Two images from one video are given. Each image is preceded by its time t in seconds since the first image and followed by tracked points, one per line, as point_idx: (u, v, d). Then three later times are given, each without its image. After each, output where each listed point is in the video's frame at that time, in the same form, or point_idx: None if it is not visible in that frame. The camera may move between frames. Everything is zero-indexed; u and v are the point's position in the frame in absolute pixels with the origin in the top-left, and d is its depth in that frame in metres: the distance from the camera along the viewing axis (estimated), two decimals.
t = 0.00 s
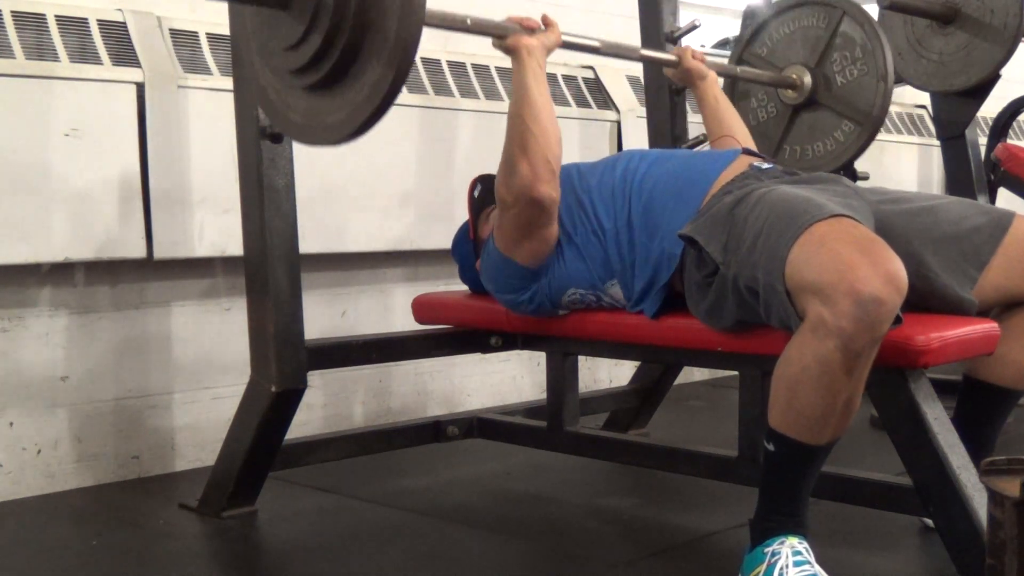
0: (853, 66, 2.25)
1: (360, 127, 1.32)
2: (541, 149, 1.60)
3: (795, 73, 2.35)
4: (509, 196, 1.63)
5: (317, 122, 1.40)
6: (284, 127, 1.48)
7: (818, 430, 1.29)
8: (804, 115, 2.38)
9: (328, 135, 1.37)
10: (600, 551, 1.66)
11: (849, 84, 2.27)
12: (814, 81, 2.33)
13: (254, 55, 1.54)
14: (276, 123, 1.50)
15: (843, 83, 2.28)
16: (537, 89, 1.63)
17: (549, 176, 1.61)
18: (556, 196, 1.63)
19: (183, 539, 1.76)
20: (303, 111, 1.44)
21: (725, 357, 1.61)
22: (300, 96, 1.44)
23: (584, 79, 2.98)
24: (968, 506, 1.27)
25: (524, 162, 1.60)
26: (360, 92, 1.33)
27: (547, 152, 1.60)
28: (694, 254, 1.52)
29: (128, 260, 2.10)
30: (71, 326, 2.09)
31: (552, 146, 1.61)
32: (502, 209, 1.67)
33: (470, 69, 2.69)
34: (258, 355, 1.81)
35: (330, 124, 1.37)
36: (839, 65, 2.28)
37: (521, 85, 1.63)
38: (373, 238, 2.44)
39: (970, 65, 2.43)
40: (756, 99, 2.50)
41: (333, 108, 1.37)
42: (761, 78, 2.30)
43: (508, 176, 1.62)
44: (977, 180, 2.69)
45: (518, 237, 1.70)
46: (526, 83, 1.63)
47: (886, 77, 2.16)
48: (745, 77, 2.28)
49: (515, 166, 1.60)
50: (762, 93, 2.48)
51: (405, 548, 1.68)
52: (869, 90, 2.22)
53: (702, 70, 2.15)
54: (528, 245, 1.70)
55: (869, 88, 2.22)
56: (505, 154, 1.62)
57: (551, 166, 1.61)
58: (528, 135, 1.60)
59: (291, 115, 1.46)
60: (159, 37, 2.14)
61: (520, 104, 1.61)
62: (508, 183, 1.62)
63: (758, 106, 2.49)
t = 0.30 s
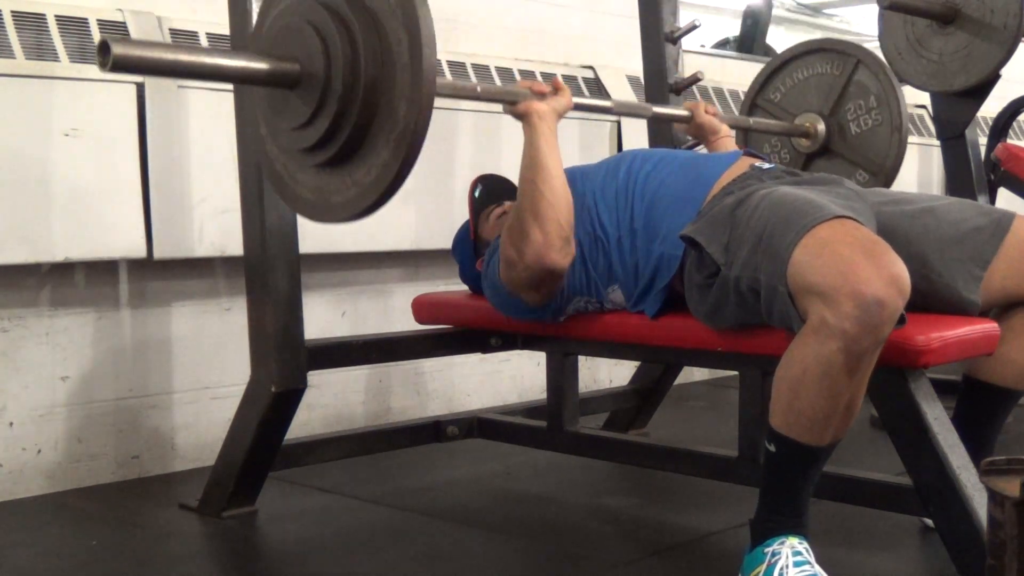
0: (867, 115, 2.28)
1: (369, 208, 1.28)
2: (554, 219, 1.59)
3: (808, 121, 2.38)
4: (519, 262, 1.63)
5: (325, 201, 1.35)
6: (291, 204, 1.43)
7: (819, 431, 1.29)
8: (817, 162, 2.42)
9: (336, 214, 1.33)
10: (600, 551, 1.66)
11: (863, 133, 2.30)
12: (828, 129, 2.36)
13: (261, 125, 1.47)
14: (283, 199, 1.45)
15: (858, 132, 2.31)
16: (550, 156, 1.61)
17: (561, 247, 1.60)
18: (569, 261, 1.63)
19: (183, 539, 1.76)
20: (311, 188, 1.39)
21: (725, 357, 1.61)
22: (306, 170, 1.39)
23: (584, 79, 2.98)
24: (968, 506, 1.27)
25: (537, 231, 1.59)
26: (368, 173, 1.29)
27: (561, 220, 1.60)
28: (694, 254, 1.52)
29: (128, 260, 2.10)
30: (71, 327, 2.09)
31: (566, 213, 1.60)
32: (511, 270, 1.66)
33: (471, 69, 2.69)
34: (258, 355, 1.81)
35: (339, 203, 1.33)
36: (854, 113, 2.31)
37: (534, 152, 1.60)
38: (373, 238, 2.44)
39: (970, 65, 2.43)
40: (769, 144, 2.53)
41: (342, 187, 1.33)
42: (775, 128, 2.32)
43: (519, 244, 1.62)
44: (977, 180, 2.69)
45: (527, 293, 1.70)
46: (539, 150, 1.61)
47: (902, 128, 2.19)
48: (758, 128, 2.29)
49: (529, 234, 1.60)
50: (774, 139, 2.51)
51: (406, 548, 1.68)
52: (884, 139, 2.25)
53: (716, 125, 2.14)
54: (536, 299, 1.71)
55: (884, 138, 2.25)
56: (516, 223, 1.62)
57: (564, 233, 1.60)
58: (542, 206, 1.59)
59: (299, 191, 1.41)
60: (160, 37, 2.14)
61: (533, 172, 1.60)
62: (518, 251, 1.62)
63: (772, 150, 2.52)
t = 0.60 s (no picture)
0: (876, 153, 2.32)
1: (382, 262, 1.30)
2: (558, 272, 1.61)
3: (817, 160, 2.40)
4: (524, 309, 1.66)
5: (338, 253, 1.37)
6: (303, 253, 1.44)
7: (819, 431, 1.29)
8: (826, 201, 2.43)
9: (349, 267, 1.35)
10: (600, 551, 1.66)
11: (872, 171, 2.34)
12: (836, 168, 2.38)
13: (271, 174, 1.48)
14: (294, 246, 1.46)
15: (867, 170, 2.35)
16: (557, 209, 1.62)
17: (565, 299, 1.63)
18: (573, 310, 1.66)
19: (183, 539, 1.76)
20: (323, 241, 1.40)
21: (724, 357, 1.61)
22: (318, 223, 1.41)
23: (584, 79, 2.98)
24: (968, 506, 1.27)
25: (540, 284, 1.62)
26: (378, 226, 1.31)
27: (564, 273, 1.61)
28: (694, 254, 1.52)
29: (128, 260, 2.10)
30: (71, 327, 2.09)
31: (570, 266, 1.62)
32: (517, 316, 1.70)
33: (470, 69, 2.69)
34: (258, 355, 1.81)
35: (352, 255, 1.35)
36: (862, 151, 2.35)
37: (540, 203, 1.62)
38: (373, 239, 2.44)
39: (970, 65, 2.43)
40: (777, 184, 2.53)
41: (353, 245, 1.35)
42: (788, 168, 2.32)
43: (524, 294, 1.65)
44: (977, 179, 2.69)
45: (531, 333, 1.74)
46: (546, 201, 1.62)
47: (911, 166, 2.23)
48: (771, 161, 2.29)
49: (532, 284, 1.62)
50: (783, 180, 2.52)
51: (406, 548, 1.68)
52: (893, 177, 2.29)
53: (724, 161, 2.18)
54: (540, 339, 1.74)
55: (893, 176, 2.29)
56: (523, 272, 1.65)
57: (568, 286, 1.62)
58: (547, 258, 1.61)
59: (311, 242, 1.42)
60: (160, 37, 2.14)
61: (538, 223, 1.62)
62: (524, 300, 1.66)
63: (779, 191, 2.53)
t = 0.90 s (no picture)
0: (873, 106, 2.29)
1: (375, 191, 1.26)
2: (550, 205, 1.62)
3: (814, 112, 2.39)
4: (513, 246, 1.66)
5: (331, 184, 1.32)
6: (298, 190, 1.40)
7: (820, 430, 1.29)
8: (824, 153, 2.41)
9: (341, 196, 1.30)
10: (600, 551, 1.66)
11: (869, 124, 2.31)
12: (834, 120, 2.36)
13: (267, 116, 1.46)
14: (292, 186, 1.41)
15: (865, 122, 2.31)
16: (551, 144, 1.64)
17: (556, 233, 1.64)
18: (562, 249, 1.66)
19: (183, 539, 1.76)
20: (318, 172, 1.36)
21: (725, 357, 1.61)
22: (314, 156, 1.36)
23: (584, 79, 2.98)
24: (968, 506, 1.27)
25: (533, 217, 1.62)
26: (375, 154, 1.27)
27: (556, 209, 1.63)
28: (695, 254, 1.52)
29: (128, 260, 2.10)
30: (71, 326, 2.09)
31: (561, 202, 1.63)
32: (506, 256, 1.69)
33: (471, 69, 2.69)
34: (258, 355, 1.81)
35: (344, 185, 1.30)
36: (860, 103, 2.32)
37: (535, 138, 1.64)
38: (374, 238, 2.44)
39: (971, 65, 2.43)
40: (775, 137, 2.53)
41: (349, 171, 1.30)
42: (780, 118, 2.34)
43: (515, 229, 1.65)
44: (977, 180, 2.68)
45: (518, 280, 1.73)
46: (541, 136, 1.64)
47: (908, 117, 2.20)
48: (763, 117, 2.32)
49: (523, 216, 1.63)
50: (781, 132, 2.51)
51: (405, 548, 1.68)
52: (890, 129, 2.26)
53: (723, 115, 2.21)
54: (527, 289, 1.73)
55: (890, 128, 2.26)
56: (514, 207, 1.65)
57: (558, 222, 1.63)
58: (540, 191, 1.62)
59: (305, 176, 1.38)
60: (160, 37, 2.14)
61: (531, 158, 1.63)
62: (514, 235, 1.65)
63: (778, 144, 2.52)
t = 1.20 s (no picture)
0: (862, 46, 2.19)
1: (359, 103, 1.39)
2: (524, 132, 1.59)
3: (803, 48, 2.29)
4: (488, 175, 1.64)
5: (314, 99, 1.46)
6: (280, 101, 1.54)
7: (817, 429, 1.29)
8: (810, 91, 2.32)
9: (324, 109, 1.44)
10: (600, 551, 1.66)
11: (858, 63, 2.20)
12: (823, 57, 2.26)
13: (255, 29, 1.58)
14: (273, 95, 1.56)
15: (852, 63, 2.21)
16: (532, 68, 1.62)
17: (529, 162, 1.60)
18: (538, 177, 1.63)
19: (183, 539, 1.76)
20: (299, 85, 1.50)
21: (725, 357, 1.61)
22: (296, 71, 1.50)
23: (584, 79, 2.98)
24: (968, 507, 1.27)
25: (505, 143, 1.60)
26: (356, 71, 1.40)
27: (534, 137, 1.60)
28: (693, 255, 1.52)
29: (129, 260, 2.10)
30: (71, 326, 2.09)
31: (540, 128, 1.61)
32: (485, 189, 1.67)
33: (470, 69, 2.69)
34: (258, 355, 1.81)
35: (327, 99, 1.44)
36: (850, 42, 2.21)
37: (517, 62, 1.62)
38: (373, 238, 2.44)
39: (970, 65, 2.43)
40: (764, 71, 2.43)
41: (330, 85, 1.44)
42: (771, 53, 2.23)
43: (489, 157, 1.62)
44: (977, 180, 2.68)
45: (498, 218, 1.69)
46: (522, 62, 1.62)
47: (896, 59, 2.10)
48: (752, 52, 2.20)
49: (497, 144, 1.60)
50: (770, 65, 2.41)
51: (404, 548, 1.68)
52: (877, 70, 2.15)
53: (710, 45, 2.12)
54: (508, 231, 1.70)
55: (877, 68, 2.16)
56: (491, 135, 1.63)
57: (532, 147, 1.60)
58: (514, 117, 1.60)
59: (288, 87, 1.52)
60: (160, 38, 2.14)
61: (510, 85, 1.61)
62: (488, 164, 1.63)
63: (766, 79, 2.42)
